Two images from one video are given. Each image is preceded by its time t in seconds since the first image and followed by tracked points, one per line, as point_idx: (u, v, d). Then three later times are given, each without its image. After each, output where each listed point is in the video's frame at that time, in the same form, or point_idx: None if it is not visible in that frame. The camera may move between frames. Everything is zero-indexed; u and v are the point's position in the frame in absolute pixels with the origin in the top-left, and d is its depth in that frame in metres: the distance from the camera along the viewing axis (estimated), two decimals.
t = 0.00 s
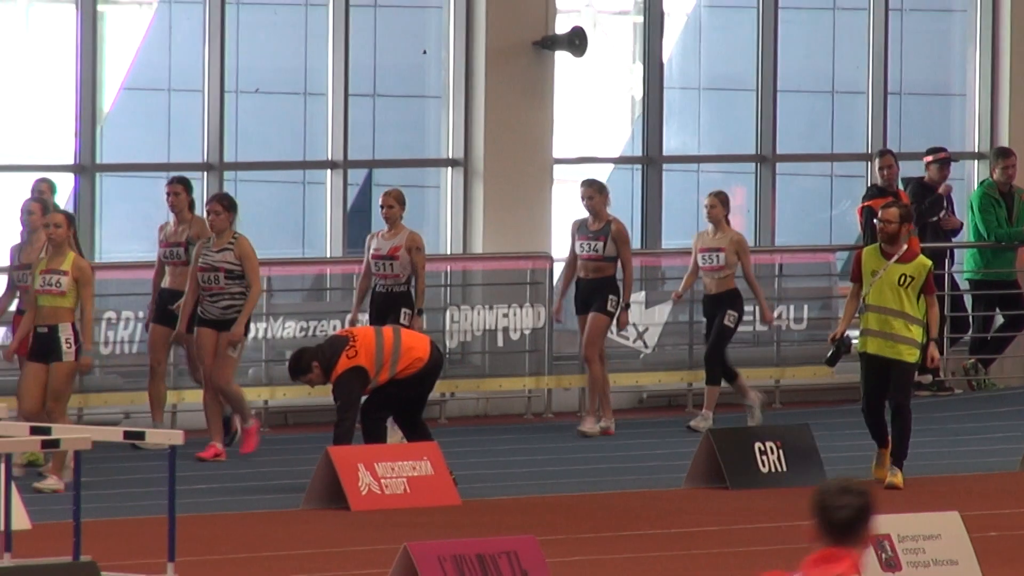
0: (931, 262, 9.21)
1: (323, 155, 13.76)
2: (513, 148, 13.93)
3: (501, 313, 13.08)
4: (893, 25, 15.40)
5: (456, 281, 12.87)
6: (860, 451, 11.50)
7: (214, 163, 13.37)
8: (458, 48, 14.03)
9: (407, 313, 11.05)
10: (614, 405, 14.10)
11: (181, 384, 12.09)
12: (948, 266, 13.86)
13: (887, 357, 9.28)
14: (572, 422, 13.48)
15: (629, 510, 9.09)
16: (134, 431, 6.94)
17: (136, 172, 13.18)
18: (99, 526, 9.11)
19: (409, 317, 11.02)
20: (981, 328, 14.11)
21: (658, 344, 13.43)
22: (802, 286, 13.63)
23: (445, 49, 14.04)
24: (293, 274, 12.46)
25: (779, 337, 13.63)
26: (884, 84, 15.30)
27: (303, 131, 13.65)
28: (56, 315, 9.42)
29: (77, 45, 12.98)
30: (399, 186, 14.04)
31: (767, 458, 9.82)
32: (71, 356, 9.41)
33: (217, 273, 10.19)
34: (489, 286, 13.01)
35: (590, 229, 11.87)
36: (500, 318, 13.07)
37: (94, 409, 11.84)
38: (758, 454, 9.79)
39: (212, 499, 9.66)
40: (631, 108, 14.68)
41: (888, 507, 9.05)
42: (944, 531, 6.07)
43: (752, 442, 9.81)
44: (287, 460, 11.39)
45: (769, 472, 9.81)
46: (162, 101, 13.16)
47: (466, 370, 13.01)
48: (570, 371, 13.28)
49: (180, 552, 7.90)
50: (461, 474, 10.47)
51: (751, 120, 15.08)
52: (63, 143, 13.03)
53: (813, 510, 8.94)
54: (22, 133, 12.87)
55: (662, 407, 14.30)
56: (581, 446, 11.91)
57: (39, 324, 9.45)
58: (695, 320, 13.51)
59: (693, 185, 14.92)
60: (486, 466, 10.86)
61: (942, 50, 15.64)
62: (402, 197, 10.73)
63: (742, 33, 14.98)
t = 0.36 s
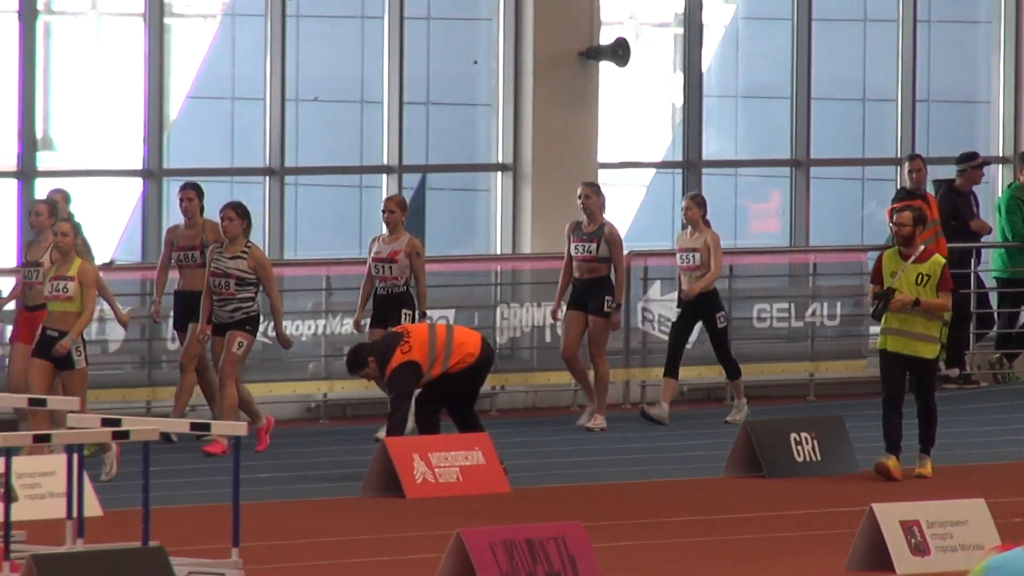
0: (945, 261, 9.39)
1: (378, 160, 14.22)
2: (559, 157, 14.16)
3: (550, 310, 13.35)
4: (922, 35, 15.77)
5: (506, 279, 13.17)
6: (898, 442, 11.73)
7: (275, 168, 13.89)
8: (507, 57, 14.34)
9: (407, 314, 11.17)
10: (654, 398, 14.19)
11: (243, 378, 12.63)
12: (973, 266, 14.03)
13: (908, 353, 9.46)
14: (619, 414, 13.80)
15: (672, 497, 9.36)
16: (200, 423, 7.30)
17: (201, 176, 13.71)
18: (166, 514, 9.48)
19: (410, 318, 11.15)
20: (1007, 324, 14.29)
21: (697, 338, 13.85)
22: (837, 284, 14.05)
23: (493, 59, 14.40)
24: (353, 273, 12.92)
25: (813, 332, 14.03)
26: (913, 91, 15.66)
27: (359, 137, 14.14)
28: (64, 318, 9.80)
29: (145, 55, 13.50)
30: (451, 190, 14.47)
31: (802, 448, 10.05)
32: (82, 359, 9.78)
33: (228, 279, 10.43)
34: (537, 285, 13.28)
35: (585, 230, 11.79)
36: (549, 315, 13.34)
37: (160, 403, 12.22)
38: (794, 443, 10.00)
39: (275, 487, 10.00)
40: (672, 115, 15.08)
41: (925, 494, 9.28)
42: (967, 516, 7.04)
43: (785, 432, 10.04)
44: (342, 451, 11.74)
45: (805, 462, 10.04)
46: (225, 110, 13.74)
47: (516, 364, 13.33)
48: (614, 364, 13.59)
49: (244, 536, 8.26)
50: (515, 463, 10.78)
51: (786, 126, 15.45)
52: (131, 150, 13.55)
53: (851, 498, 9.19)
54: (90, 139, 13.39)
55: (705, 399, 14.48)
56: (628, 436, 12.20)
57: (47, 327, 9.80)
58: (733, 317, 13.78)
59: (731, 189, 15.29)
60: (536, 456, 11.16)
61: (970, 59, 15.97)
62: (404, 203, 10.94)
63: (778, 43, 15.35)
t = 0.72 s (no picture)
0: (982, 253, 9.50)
1: (453, 157, 14.68)
2: (626, 155, 14.64)
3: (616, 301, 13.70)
4: (971, 40, 16.15)
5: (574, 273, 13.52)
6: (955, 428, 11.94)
7: (354, 165, 14.31)
8: (575, 58, 14.79)
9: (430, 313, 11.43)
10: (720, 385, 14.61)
11: (324, 366, 13.13)
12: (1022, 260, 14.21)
13: (944, 341, 9.57)
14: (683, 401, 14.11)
15: (733, 481, 9.60)
16: (282, 409, 7.59)
17: (283, 174, 14.13)
18: (247, 497, 9.84)
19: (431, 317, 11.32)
20: None
21: (759, 330, 14.37)
22: (890, 277, 14.68)
23: (563, 62, 14.85)
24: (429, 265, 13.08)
25: (869, 322, 14.68)
26: (963, 93, 16.06)
27: (434, 137, 14.59)
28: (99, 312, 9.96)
29: (228, 57, 13.90)
30: (522, 186, 14.90)
31: (858, 434, 10.28)
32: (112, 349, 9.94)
33: (260, 277, 10.62)
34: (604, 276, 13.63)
35: (597, 230, 11.90)
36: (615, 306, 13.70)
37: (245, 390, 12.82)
38: (849, 429, 10.24)
39: (352, 470, 10.34)
40: (732, 116, 15.50)
41: (981, 479, 9.48)
42: (1019, 500, 7.28)
43: (840, 420, 10.26)
44: (415, 436, 12.08)
45: (860, 447, 10.26)
46: (305, 110, 14.16)
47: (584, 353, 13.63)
48: (679, 354, 14.01)
49: (325, 518, 8.58)
50: (583, 447, 11.07)
51: (840, 126, 15.88)
52: (215, 146, 13.94)
53: (910, 482, 9.39)
54: (175, 138, 13.80)
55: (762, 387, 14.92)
56: (694, 422, 12.47)
57: (83, 320, 9.99)
58: (792, 308, 14.43)
59: (789, 187, 15.74)
60: (604, 440, 11.43)
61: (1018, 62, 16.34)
62: (422, 204, 11.23)
63: (833, 46, 15.75)
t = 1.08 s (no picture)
0: None
1: (532, 146, 14.72)
2: (705, 140, 14.71)
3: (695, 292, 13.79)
4: None
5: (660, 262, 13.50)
6: None
7: (434, 154, 14.40)
8: (655, 47, 14.84)
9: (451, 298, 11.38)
10: (797, 373, 14.56)
11: (403, 354, 13.29)
12: None
13: (1014, 334, 9.49)
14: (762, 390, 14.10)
15: (812, 469, 9.58)
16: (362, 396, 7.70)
17: (364, 163, 14.27)
18: (326, 484, 9.96)
19: (453, 306, 11.38)
20: None
21: (838, 319, 14.28)
22: (969, 266, 14.61)
23: (642, 52, 14.90)
24: (508, 253, 13.50)
25: (948, 312, 14.63)
26: None
27: (513, 126, 14.64)
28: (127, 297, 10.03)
29: (309, 47, 14.01)
30: (602, 175, 14.95)
31: (937, 422, 10.22)
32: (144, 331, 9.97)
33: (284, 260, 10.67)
34: (682, 266, 13.71)
35: (627, 222, 11.84)
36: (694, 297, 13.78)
37: (325, 377, 13.03)
38: (929, 418, 10.18)
39: (431, 458, 10.43)
40: (811, 104, 15.43)
41: None
42: None
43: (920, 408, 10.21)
44: (494, 424, 12.16)
45: (940, 435, 10.21)
46: (385, 99, 14.26)
47: (663, 342, 13.69)
48: (757, 343, 14.04)
49: (405, 507, 8.66)
50: (661, 435, 11.10)
51: (920, 115, 15.79)
52: (296, 134, 14.08)
53: (991, 471, 9.34)
54: (255, 127, 13.94)
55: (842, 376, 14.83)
56: (772, 411, 12.45)
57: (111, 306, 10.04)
58: (872, 297, 14.35)
59: (869, 175, 15.67)
60: (682, 429, 11.43)
61: None
62: (446, 195, 11.13)
63: (913, 35, 15.66)
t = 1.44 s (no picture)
0: None
1: (609, 136, 14.75)
2: (779, 130, 14.75)
3: (771, 281, 13.78)
4: None
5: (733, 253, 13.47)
6: None
7: (510, 145, 14.46)
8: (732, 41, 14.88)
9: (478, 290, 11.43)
10: (873, 364, 14.55)
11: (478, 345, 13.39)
12: None
13: None
14: (838, 381, 14.04)
15: (887, 460, 9.53)
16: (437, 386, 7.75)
17: (441, 153, 14.36)
18: (403, 475, 10.04)
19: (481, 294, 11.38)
20: None
21: (914, 310, 14.18)
22: None
23: (718, 44, 14.91)
24: (586, 243, 13.57)
25: None
26: None
27: (589, 117, 14.66)
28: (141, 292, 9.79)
29: (385, 38, 14.09)
30: (678, 166, 14.96)
31: (1014, 413, 10.13)
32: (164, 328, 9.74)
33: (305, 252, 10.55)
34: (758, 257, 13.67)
35: (656, 214, 11.65)
36: (770, 286, 13.77)
37: (401, 367, 13.20)
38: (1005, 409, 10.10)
39: (506, 449, 10.48)
40: (888, 95, 15.35)
41: None
42: None
43: (996, 399, 10.12)
44: (569, 415, 12.18)
45: (1017, 426, 10.12)
46: (462, 90, 14.34)
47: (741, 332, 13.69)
48: (834, 333, 13.98)
49: (481, 498, 8.71)
50: (736, 426, 11.07)
51: (998, 105, 15.64)
52: (372, 125, 14.17)
53: None
54: (331, 118, 14.04)
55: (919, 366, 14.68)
56: (848, 402, 12.39)
57: (132, 300, 9.81)
58: (948, 287, 14.24)
59: (946, 165, 15.54)
60: (757, 420, 11.40)
61: None
62: (470, 178, 11.27)
63: (990, 25, 15.53)
